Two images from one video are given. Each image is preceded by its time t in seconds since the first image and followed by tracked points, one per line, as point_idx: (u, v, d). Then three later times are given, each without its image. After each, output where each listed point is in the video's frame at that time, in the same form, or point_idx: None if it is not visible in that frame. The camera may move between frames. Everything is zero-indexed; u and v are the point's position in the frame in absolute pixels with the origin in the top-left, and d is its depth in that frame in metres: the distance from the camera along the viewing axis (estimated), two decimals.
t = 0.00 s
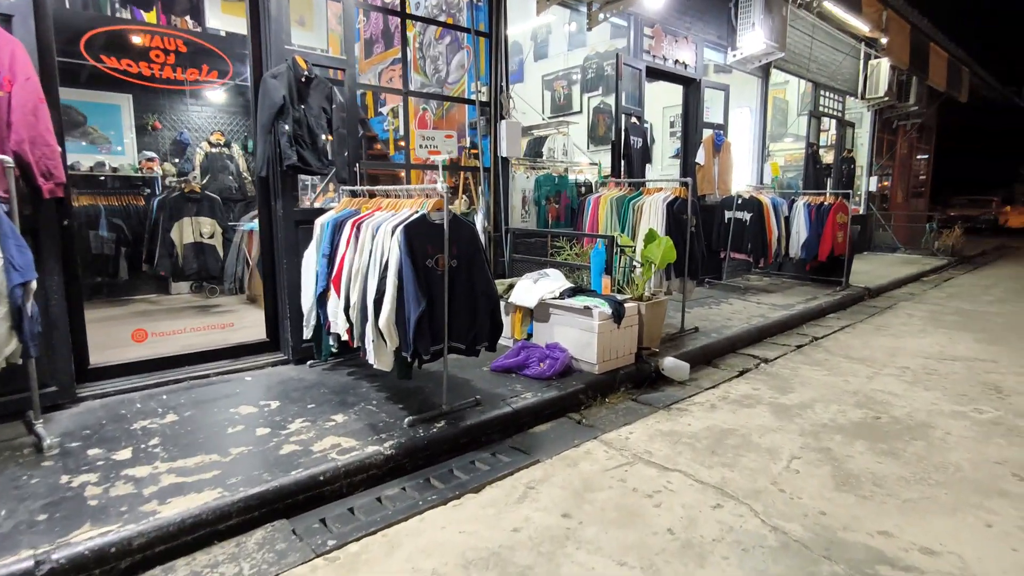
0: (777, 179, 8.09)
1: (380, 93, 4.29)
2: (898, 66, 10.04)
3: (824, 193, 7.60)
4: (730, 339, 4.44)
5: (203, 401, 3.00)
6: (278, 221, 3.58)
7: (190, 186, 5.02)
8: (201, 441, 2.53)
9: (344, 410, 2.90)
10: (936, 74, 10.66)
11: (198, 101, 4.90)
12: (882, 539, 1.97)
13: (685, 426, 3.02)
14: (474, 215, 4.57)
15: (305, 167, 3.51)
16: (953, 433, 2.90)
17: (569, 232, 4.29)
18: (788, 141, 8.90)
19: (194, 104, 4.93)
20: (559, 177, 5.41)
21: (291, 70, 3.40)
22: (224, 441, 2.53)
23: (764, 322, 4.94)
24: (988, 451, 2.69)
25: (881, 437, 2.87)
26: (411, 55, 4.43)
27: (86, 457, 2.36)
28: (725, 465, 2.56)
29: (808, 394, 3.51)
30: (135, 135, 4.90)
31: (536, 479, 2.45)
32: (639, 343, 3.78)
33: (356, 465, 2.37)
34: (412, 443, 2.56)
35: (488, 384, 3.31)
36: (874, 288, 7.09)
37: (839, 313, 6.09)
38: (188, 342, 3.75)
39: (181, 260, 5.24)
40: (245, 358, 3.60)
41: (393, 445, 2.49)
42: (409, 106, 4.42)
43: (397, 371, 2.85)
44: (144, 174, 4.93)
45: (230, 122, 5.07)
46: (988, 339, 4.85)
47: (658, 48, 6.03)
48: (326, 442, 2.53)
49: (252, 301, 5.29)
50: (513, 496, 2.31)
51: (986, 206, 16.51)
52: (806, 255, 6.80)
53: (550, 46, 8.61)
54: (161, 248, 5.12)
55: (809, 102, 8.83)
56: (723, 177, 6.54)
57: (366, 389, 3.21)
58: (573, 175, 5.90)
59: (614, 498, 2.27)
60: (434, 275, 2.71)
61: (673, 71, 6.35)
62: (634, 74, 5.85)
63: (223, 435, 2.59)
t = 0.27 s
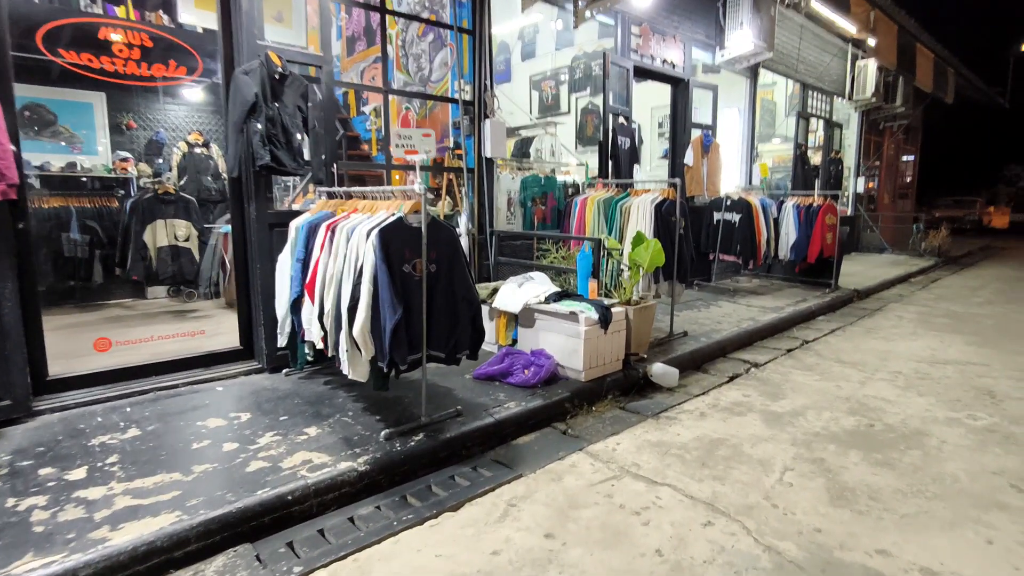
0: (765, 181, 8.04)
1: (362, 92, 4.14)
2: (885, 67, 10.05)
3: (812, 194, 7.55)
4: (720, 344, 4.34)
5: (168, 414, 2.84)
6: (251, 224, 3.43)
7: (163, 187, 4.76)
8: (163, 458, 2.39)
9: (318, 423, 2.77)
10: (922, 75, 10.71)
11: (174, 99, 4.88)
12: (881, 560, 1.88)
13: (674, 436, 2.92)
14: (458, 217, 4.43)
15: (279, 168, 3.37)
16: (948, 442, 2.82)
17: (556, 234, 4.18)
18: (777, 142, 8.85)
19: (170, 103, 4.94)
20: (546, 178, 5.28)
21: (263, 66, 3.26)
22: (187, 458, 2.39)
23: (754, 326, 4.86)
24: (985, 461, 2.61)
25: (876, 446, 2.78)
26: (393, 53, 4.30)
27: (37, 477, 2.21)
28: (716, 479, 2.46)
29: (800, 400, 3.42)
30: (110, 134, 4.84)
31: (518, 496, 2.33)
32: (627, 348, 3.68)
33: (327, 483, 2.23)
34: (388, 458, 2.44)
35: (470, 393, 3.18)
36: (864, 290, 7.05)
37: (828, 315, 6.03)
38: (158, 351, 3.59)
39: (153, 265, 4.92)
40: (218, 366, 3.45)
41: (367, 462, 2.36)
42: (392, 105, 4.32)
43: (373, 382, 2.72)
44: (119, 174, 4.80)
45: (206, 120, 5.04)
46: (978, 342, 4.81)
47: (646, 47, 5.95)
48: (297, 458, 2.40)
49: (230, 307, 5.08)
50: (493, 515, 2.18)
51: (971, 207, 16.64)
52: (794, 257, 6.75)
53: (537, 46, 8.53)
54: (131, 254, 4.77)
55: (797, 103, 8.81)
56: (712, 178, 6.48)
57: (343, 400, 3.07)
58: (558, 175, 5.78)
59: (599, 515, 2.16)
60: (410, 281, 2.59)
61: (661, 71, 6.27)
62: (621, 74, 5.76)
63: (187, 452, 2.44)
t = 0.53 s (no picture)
0: (755, 182, 7.98)
1: (345, 91, 4.04)
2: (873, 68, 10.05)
3: (802, 195, 7.50)
4: (711, 348, 4.25)
5: (134, 427, 2.70)
6: (224, 227, 3.30)
7: (139, 188, 4.67)
8: (123, 476, 2.25)
9: (293, 436, 2.64)
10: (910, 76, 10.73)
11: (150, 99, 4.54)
12: None
13: (664, 446, 2.82)
14: (443, 219, 4.37)
15: (254, 169, 3.24)
16: (945, 450, 2.74)
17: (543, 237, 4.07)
18: (766, 143, 8.80)
19: (147, 103, 4.57)
20: (533, 179, 5.14)
21: (236, 62, 3.12)
22: (149, 476, 2.25)
23: (745, 330, 4.78)
24: (983, 470, 2.53)
25: (872, 456, 2.69)
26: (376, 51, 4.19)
27: None
28: (708, 492, 2.35)
29: (793, 407, 3.34)
30: (82, 134, 4.52)
31: (501, 513, 2.22)
32: (615, 354, 3.58)
33: (298, 502, 2.11)
34: (364, 474, 2.31)
35: (453, 403, 3.07)
36: (855, 292, 7.00)
37: (820, 317, 5.97)
38: (127, 360, 3.44)
39: (127, 269, 4.76)
40: (190, 376, 3.31)
41: (341, 478, 2.24)
42: (375, 105, 4.21)
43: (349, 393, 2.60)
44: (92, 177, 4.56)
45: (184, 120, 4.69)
46: (970, 344, 4.75)
47: (635, 46, 5.86)
48: (267, 474, 2.27)
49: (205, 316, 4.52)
50: (473, 534, 2.07)
51: (958, 207, 16.73)
52: (785, 258, 6.69)
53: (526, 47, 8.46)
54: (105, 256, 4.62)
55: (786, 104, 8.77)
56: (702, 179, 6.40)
57: (320, 410, 2.94)
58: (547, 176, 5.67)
59: (585, 534, 2.05)
60: (387, 287, 2.46)
61: (651, 71, 6.19)
62: (609, 73, 5.67)
63: (151, 469, 2.31)
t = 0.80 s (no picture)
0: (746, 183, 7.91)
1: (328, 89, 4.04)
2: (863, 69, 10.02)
3: (793, 196, 7.44)
4: (701, 352, 4.15)
5: (93, 441, 2.55)
6: (194, 228, 3.14)
7: (112, 188, 4.49)
8: (75, 496, 2.09)
9: (262, 450, 2.49)
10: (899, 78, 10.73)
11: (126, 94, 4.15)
12: None
13: (653, 457, 2.70)
14: (427, 220, 4.25)
15: (225, 168, 3.09)
16: (943, 459, 2.64)
17: (529, 238, 3.95)
18: (757, 144, 8.73)
19: (123, 100, 4.17)
20: (519, 180, 5.03)
21: (206, 56, 2.98)
22: (103, 496, 2.10)
23: (736, 333, 4.68)
24: (983, 481, 2.43)
25: (867, 466, 2.59)
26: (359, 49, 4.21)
27: None
28: (698, 507, 2.24)
29: (785, 414, 3.23)
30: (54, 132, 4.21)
31: (480, 531, 2.10)
32: (603, 360, 3.46)
33: (262, 522, 1.97)
34: (335, 490, 2.18)
35: (433, 412, 2.94)
36: (846, 294, 6.93)
37: (811, 320, 5.89)
38: (91, 368, 3.28)
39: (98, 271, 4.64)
40: (158, 385, 3.15)
41: (310, 495, 2.10)
42: (358, 103, 4.24)
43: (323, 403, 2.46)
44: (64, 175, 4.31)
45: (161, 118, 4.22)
46: (963, 347, 4.68)
47: (624, 44, 5.75)
48: (231, 492, 2.13)
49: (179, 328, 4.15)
50: (450, 555, 1.94)
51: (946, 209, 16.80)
52: (776, 260, 6.61)
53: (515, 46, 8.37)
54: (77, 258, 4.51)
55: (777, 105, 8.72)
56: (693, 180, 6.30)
57: (293, 420, 2.80)
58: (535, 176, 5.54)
59: (568, 554, 1.93)
60: (360, 291, 2.34)
61: (641, 70, 6.09)
62: (598, 72, 5.57)
63: (106, 486, 2.16)
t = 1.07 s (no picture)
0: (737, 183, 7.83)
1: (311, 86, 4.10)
2: (854, 69, 9.98)
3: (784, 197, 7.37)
4: (692, 357, 4.05)
5: (49, 455, 2.40)
6: (163, 229, 3.00)
7: (82, 186, 4.30)
8: (22, 517, 1.95)
9: (229, 464, 2.36)
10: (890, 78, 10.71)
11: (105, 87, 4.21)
12: None
13: (641, 468, 2.59)
14: (410, 220, 4.13)
15: (195, 166, 2.93)
16: (940, 470, 2.55)
17: (515, 239, 3.84)
18: (748, 144, 8.66)
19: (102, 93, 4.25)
20: (507, 179, 4.93)
21: (174, 47, 2.83)
22: (52, 516, 1.96)
23: (727, 336, 4.59)
24: (982, 494, 2.34)
25: (863, 477, 2.49)
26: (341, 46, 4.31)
27: None
28: (687, 524, 2.13)
29: (777, 421, 3.14)
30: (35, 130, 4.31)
31: (457, 551, 1.98)
32: (591, 366, 3.35)
33: (221, 545, 1.84)
34: (302, 508, 2.06)
35: (412, 421, 2.82)
36: (837, 295, 6.87)
37: (803, 322, 5.81)
38: (55, 376, 3.13)
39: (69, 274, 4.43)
40: (124, 393, 3.01)
41: (275, 515, 1.97)
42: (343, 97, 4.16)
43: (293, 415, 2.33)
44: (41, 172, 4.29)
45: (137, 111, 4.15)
46: (956, 351, 4.61)
47: (614, 41, 5.64)
48: (190, 511, 2.00)
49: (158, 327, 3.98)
50: None
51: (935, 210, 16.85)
52: (767, 261, 6.53)
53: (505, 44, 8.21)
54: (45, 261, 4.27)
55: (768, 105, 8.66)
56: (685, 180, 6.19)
57: (264, 431, 2.67)
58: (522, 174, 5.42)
59: None
60: (332, 296, 2.21)
61: (631, 68, 5.99)
62: (588, 69, 5.43)
63: (55, 506, 2.02)
